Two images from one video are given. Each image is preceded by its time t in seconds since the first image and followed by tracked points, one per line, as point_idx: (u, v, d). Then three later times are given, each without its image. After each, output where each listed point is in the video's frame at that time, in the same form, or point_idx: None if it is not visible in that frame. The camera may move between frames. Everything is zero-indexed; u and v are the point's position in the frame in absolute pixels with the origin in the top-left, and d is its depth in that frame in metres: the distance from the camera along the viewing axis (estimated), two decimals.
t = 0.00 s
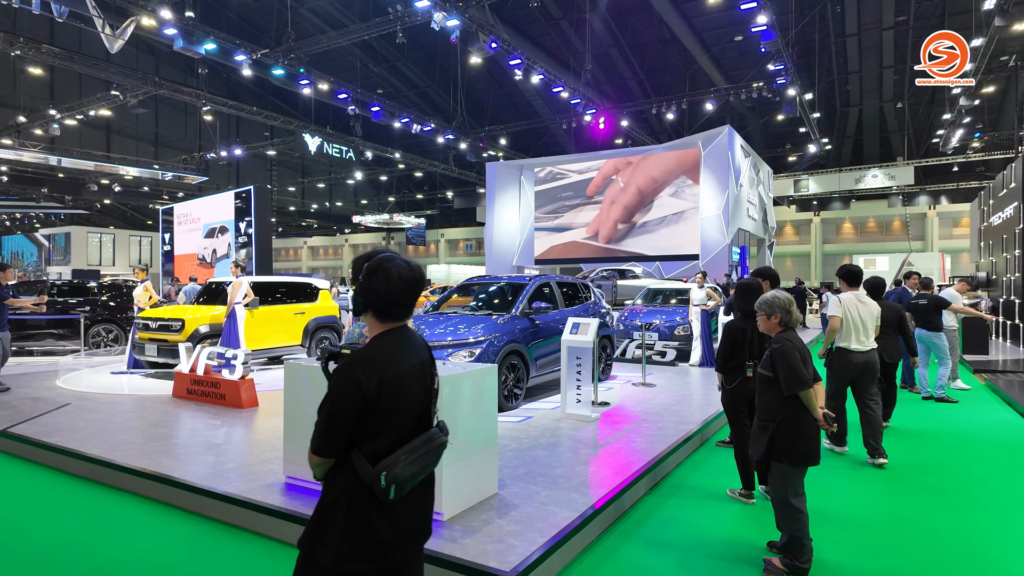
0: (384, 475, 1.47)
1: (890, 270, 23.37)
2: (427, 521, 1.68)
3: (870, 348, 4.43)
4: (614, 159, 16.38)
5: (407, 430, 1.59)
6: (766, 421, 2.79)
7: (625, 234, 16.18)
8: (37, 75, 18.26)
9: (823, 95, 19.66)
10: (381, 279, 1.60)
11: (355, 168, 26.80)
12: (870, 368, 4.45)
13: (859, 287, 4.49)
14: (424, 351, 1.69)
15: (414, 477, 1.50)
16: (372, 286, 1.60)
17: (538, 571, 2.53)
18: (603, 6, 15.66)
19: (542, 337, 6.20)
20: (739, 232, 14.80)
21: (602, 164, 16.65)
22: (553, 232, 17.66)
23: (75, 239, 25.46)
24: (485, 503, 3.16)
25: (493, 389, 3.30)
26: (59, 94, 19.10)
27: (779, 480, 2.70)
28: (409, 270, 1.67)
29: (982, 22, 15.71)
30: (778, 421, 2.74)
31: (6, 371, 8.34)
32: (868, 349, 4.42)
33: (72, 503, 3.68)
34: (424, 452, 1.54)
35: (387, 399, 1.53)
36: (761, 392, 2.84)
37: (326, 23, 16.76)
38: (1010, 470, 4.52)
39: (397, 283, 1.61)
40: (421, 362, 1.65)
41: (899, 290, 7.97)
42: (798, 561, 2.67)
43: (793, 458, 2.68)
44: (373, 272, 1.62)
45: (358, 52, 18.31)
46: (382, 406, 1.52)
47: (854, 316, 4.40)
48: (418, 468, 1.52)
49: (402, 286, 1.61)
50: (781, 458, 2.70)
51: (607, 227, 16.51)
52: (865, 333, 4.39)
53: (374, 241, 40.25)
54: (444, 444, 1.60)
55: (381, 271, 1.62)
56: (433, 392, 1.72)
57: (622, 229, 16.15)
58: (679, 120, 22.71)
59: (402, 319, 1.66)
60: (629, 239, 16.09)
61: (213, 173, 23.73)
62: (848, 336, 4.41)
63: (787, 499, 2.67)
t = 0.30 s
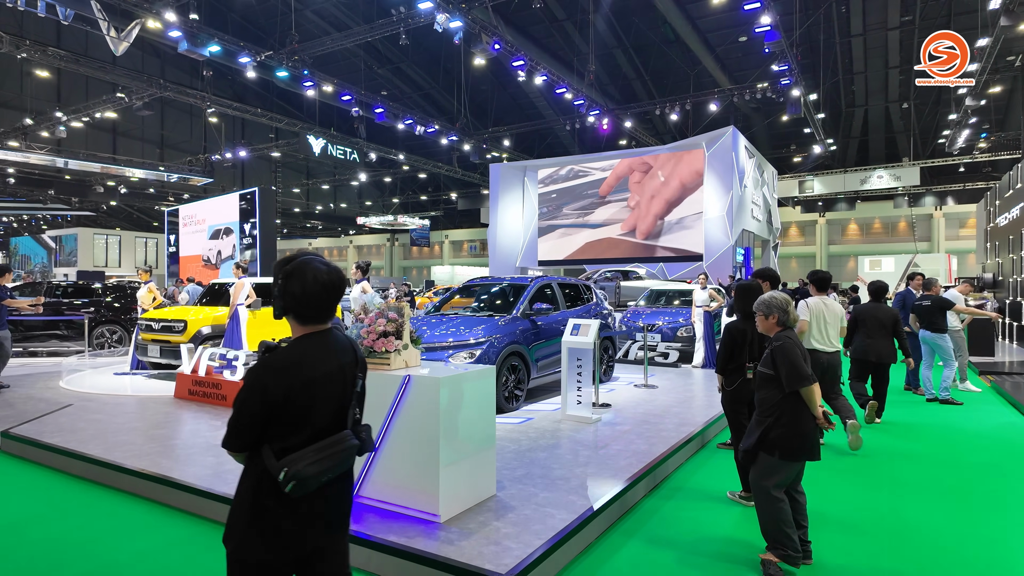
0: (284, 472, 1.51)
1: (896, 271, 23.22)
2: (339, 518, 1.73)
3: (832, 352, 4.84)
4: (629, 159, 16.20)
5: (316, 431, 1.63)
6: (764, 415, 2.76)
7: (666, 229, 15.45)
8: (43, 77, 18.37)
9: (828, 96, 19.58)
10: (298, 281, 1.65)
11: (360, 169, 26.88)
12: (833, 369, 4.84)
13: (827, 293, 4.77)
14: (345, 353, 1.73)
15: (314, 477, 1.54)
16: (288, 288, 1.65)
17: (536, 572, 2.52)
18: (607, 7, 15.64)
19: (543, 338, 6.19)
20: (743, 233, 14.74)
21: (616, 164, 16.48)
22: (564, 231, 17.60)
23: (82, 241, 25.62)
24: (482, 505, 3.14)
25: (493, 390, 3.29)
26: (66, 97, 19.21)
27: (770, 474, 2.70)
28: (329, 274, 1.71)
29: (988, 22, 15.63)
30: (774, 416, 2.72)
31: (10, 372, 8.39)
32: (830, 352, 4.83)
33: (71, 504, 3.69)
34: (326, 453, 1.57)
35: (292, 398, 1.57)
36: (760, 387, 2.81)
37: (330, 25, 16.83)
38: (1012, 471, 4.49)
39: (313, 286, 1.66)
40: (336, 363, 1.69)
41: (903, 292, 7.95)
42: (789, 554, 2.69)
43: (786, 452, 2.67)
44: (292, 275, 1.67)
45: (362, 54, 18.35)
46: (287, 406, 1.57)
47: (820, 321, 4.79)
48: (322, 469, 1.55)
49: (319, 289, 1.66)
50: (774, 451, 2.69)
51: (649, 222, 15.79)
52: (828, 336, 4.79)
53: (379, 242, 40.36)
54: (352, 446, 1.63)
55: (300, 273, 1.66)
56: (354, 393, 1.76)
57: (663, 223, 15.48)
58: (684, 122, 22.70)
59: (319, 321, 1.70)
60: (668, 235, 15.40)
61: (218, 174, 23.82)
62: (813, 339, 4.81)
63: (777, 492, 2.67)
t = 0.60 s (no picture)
0: (220, 461, 1.57)
1: (900, 272, 23.14)
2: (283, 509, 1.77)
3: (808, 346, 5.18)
4: (645, 161, 16.03)
5: (253, 423, 1.69)
6: (762, 415, 2.75)
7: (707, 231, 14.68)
8: (48, 79, 18.44)
9: (832, 97, 19.54)
10: (233, 281, 1.75)
11: (363, 170, 26.93)
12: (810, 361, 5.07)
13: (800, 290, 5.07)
14: (282, 348, 1.81)
15: (252, 466, 1.58)
16: (223, 287, 1.75)
17: (535, 573, 2.51)
18: (610, 8, 15.60)
19: (544, 339, 6.18)
20: (746, 234, 14.67)
21: (632, 166, 16.32)
22: (583, 232, 17.27)
23: (86, 241, 25.74)
24: (481, 506, 3.14)
25: (491, 391, 3.28)
26: (70, 98, 19.28)
27: (769, 473, 2.68)
28: (264, 273, 1.80)
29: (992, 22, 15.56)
30: (772, 415, 2.70)
31: (13, 373, 8.40)
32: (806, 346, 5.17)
33: (71, 505, 3.69)
34: (262, 442, 1.62)
35: (226, 391, 1.64)
36: (757, 386, 2.80)
37: (334, 26, 16.88)
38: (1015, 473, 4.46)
39: (247, 285, 1.75)
40: (274, 356, 1.76)
41: (907, 293, 7.89)
42: (785, 549, 2.70)
43: (785, 451, 2.66)
44: (227, 275, 1.77)
45: (365, 55, 18.35)
46: (222, 399, 1.64)
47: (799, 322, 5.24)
48: (257, 458, 1.60)
49: (252, 286, 1.76)
50: (773, 450, 2.68)
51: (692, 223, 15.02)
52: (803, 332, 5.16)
53: (382, 243, 40.42)
54: (288, 436, 1.68)
55: (234, 273, 1.76)
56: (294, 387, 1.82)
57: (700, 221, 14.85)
58: (687, 122, 22.68)
59: (256, 318, 1.79)
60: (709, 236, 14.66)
61: (221, 175, 23.89)
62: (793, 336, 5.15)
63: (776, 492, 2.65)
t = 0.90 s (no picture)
0: (173, 457, 1.62)
1: (903, 273, 23.06)
2: (236, 506, 1.82)
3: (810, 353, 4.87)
4: (667, 181, 15.69)
5: (209, 422, 1.74)
6: (762, 416, 2.73)
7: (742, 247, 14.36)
8: (52, 81, 18.52)
9: (835, 98, 19.50)
10: (192, 285, 1.80)
11: (365, 171, 26.96)
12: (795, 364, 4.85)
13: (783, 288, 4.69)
14: (239, 349, 1.86)
15: (204, 461, 1.64)
16: (182, 291, 1.80)
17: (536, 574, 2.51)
18: (613, 8, 15.58)
19: (546, 339, 6.16)
20: (749, 235, 14.63)
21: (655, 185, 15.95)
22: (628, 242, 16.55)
23: (89, 242, 25.82)
24: (481, 507, 3.13)
25: (493, 392, 3.27)
26: (74, 100, 19.34)
27: (769, 475, 2.66)
28: (223, 277, 1.87)
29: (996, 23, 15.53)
30: (772, 416, 2.69)
31: (16, 373, 8.42)
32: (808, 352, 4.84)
33: (71, 505, 3.69)
34: (215, 439, 1.68)
35: (183, 389, 1.70)
36: (756, 387, 2.79)
37: (337, 27, 16.91)
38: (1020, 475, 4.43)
39: (206, 289, 1.82)
40: (230, 357, 1.82)
41: (911, 294, 7.86)
42: (801, 557, 2.60)
43: (786, 453, 2.63)
44: (187, 278, 1.83)
45: (368, 56, 18.36)
46: (177, 397, 1.70)
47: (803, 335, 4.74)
48: (210, 454, 1.65)
49: (211, 291, 1.82)
50: (775, 453, 2.65)
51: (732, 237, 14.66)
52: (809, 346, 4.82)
53: (384, 244, 40.48)
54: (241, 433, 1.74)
55: (193, 277, 1.82)
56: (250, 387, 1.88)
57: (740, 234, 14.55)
58: (689, 123, 22.68)
59: (214, 321, 1.84)
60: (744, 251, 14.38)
61: (224, 176, 23.97)
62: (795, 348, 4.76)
63: (778, 495, 2.61)
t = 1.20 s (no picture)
0: (151, 445, 1.75)
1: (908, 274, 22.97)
2: (208, 489, 1.96)
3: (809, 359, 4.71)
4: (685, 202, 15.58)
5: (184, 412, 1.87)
6: (768, 417, 2.72)
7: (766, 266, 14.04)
8: (56, 82, 18.61)
9: (838, 98, 19.47)
10: (172, 284, 1.93)
11: (369, 172, 27.01)
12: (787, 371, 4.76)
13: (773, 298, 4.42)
14: (214, 345, 1.98)
15: (181, 449, 1.78)
16: (162, 289, 1.92)
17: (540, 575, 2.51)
18: (616, 9, 15.57)
19: (549, 340, 6.16)
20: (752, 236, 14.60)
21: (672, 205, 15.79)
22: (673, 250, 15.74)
23: (93, 243, 25.91)
24: (486, 508, 3.13)
25: (497, 393, 3.27)
26: (79, 101, 19.41)
27: (779, 478, 2.64)
28: (202, 278, 1.99)
29: (999, 23, 15.50)
30: (779, 418, 2.68)
31: (20, 374, 8.45)
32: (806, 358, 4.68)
33: (76, 506, 3.70)
34: (190, 427, 1.81)
35: (162, 381, 1.83)
36: (763, 388, 2.77)
37: (339, 28, 16.95)
38: None
39: (185, 288, 1.94)
40: (206, 352, 1.94)
41: (916, 295, 7.85)
42: (806, 561, 2.57)
43: (794, 455, 2.62)
44: (165, 278, 1.95)
45: (371, 58, 18.41)
46: (155, 389, 1.83)
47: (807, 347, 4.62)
48: (185, 442, 1.79)
49: (190, 290, 1.94)
50: (782, 455, 2.64)
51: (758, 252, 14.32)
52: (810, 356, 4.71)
53: (387, 245, 40.55)
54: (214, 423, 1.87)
55: (173, 277, 1.94)
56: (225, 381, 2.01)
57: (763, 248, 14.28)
58: (692, 124, 22.67)
59: (191, 318, 1.97)
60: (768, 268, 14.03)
61: (227, 177, 24.04)
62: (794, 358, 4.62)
63: (787, 497, 2.60)
